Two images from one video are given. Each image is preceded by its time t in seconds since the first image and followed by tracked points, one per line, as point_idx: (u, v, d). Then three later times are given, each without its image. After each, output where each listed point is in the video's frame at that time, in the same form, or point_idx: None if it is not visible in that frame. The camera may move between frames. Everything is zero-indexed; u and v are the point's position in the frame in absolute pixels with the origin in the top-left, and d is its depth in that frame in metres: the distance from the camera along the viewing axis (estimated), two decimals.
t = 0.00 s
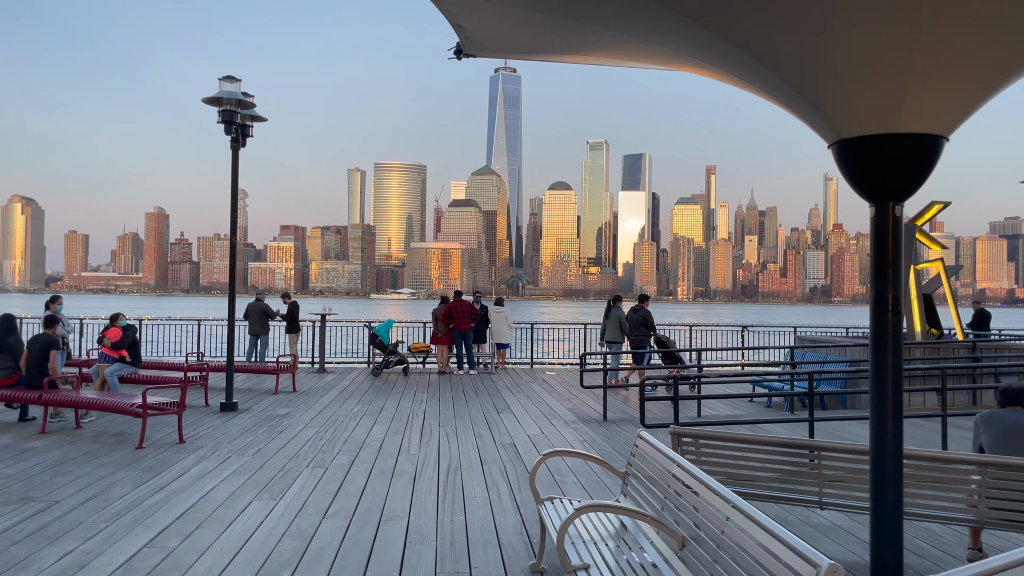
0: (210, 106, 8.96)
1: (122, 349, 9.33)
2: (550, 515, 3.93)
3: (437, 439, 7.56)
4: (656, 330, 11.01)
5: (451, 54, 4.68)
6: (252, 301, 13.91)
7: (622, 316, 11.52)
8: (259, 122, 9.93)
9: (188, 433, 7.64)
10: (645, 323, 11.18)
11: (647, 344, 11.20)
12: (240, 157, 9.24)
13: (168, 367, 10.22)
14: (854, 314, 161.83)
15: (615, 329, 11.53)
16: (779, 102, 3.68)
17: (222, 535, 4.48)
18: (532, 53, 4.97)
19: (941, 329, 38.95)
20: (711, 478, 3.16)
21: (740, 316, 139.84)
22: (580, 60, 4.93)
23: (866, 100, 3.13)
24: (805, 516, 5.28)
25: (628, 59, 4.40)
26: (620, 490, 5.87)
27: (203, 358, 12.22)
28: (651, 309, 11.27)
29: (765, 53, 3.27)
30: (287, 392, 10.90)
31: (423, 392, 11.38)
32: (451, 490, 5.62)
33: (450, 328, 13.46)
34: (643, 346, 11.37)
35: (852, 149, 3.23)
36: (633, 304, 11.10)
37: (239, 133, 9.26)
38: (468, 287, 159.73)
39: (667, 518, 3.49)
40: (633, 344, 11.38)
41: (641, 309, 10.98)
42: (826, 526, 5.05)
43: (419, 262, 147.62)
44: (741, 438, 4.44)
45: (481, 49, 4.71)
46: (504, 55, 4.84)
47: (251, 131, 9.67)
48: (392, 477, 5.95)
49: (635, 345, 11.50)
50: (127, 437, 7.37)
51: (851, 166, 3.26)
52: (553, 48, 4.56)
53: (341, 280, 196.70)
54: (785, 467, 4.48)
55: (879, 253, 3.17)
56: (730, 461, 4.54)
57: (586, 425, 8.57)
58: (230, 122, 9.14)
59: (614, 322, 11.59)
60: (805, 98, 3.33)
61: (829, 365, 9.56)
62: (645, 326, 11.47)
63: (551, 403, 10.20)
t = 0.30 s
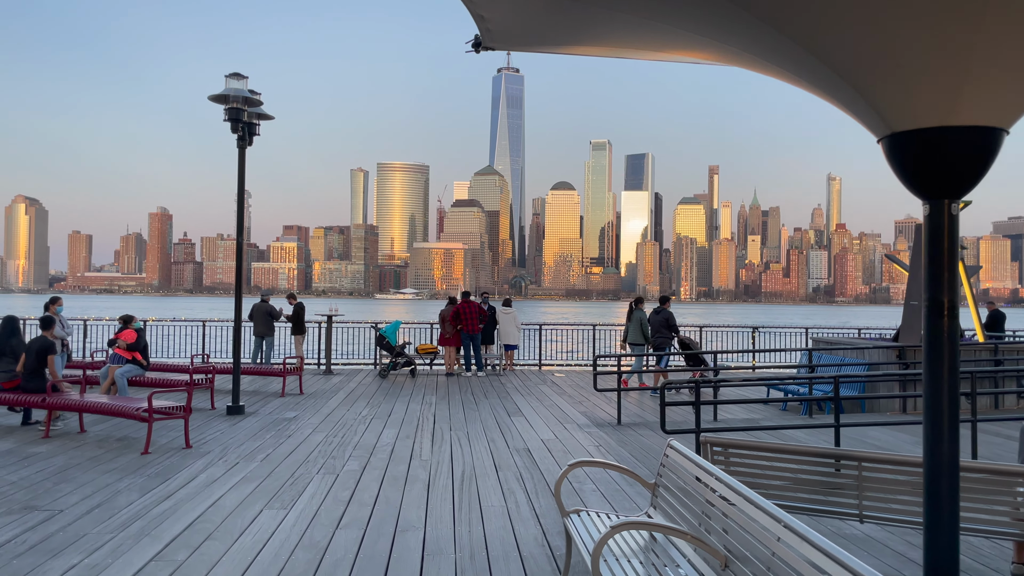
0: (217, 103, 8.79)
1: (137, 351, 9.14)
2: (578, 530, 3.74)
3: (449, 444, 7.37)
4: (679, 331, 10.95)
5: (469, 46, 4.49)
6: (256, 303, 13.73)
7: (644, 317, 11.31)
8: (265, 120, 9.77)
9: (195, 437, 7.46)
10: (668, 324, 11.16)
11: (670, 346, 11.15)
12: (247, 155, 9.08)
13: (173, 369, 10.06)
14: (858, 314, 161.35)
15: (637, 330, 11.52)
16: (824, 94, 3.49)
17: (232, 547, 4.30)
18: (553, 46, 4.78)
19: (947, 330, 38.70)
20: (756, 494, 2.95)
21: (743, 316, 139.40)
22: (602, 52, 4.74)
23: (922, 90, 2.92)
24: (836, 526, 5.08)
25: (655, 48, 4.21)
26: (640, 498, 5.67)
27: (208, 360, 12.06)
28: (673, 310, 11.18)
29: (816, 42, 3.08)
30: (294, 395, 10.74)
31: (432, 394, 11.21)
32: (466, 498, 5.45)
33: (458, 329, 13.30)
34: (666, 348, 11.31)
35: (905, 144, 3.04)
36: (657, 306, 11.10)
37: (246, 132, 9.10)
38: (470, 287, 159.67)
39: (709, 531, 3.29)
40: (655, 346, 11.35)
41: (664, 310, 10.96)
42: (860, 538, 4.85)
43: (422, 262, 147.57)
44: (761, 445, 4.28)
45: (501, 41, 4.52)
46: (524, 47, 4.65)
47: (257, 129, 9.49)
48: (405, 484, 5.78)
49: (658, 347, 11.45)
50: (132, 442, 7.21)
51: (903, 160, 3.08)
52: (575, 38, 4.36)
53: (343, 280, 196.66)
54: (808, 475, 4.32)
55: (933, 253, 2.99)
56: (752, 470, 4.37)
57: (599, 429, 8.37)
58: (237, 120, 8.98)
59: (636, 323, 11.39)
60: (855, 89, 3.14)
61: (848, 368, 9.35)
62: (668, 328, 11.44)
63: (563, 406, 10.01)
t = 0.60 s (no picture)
0: (216, 97, 8.59)
1: (130, 350, 8.95)
2: (596, 540, 3.52)
3: (455, 446, 7.16)
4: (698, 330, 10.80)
5: (479, 32, 4.28)
6: (257, 301, 13.52)
7: (661, 316, 11.18)
8: (266, 115, 9.57)
9: (195, 440, 7.26)
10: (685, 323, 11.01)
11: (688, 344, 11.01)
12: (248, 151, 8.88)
13: (172, 369, 9.86)
14: (860, 314, 160.94)
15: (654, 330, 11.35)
16: (864, 75, 3.27)
17: (231, 557, 4.08)
18: (566, 31, 4.57)
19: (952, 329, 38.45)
20: (792, 504, 2.69)
21: (745, 316, 139.14)
22: (617, 38, 4.53)
23: (972, 68, 2.71)
24: (862, 533, 4.87)
25: (676, 31, 3.99)
26: (655, 502, 5.46)
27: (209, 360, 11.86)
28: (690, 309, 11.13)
29: (858, 14, 2.87)
30: (296, 395, 10.54)
31: (436, 394, 11.00)
32: (474, 503, 5.24)
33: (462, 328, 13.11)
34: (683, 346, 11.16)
35: (952, 127, 2.84)
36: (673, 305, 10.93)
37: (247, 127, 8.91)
38: (472, 287, 159.51)
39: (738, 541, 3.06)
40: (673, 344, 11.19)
41: (681, 309, 10.78)
42: (888, 546, 4.63)
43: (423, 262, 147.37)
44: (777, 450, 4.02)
45: (512, 26, 4.31)
46: (537, 32, 4.43)
47: (257, 124, 9.28)
48: (411, 488, 5.57)
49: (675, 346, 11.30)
50: (129, 444, 7.01)
51: (948, 145, 2.87)
52: (590, 22, 4.15)
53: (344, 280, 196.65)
54: (827, 479, 4.07)
55: (984, 245, 2.79)
56: (772, 476, 4.11)
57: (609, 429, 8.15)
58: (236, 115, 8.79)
59: (651, 322, 11.26)
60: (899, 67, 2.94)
61: (863, 367, 9.14)
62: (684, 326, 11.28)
63: (570, 407, 9.79)
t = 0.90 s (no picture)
0: (214, 94, 8.39)
1: (125, 353, 8.74)
2: (615, 558, 3.32)
3: (460, 451, 6.97)
4: (716, 331, 10.64)
5: (487, 21, 4.07)
6: (256, 302, 13.30)
7: (679, 318, 11.00)
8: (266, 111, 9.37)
9: (192, 446, 7.08)
10: (703, 324, 10.86)
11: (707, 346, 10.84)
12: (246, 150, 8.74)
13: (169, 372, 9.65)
14: (861, 314, 160.58)
15: (672, 331, 11.16)
16: (932, 75, 3.36)
17: (228, 572, 3.90)
18: (581, 17, 4.38)
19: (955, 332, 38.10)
20: (832, 528, 2.38)
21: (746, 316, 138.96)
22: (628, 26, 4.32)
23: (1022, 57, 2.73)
24: (887, 547, 4.65)
25: (697, 16, 3.80)
26: (669, 513, 5.24)
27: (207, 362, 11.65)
28: (707, 310, 10.97)
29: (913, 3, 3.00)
30: (296, 398, 10.32)
31: (438, 397, 10.77)
32: (481, 513, 5.05)
33: (465, 330, 12.91)
34: (701, 348, 11.00)
35: (1003, 117, 2.85)
36: (690, 308, 10.72)
37: (244, 124, 8.77)
38: (472, 287, 159.47)
39: (765, 563, 2.82)
40: (692, 346, 11.00)
41: (699, 311, 10.60)
42: (918, 562, 4.41)
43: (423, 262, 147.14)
44: (804, 465, 3.81)
45: (522, 15, 4.11)
46: (547, 21, 4.23)
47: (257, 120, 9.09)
48: (416, 497, 5.39)
49: (695, 347, 11.12)
50: (124, 450, 6.81)
51: (999, 133, 2.88)
52: (607, 11, 3.95)
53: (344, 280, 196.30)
54: (860, 496, 3.84)
55: None
56: (802, 493, 3.86)
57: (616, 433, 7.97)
58: (234, 113, 8.64)
59: (669, 324, 11.07)
60: (954, 57, 3.00)
61: (876, 370, 8.90)
62: (700, 327, 11.12)
63: (576, 410, 9.57)
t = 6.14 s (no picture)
0: None
1: None
2: None
3: (458, 556, 4.22)
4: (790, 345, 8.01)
5: None
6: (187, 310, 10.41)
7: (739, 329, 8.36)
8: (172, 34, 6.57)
9: (10, 555, 4.25)
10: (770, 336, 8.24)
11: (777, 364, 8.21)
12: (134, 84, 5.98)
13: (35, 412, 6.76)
14: (844, 315, 160.27)
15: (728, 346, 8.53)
16: None
17: None
18: None
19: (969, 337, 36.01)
20: None
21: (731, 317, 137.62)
22: None
23: None
24: None
25: None
26: None
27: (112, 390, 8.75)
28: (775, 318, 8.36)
29: None
30: (224, 443, 7.49)
31: (420, 436, 8.00)
32: None
33: (454, 342, 10.14)
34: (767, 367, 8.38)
35: None
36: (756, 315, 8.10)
37: (131, 47, 6.00)
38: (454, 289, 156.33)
39: None
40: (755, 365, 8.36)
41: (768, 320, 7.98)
42: None
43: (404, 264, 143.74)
44: None
45: None
46: None
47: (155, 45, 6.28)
48: None
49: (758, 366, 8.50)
50: None
51: None
52: None
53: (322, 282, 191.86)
54: None
55: None
56: None
57: (690, 504, 5.28)
58: (112, 29, 5.86)
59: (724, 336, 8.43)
60: None
61: None
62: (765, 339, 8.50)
63: (613, 459, 6.89)
